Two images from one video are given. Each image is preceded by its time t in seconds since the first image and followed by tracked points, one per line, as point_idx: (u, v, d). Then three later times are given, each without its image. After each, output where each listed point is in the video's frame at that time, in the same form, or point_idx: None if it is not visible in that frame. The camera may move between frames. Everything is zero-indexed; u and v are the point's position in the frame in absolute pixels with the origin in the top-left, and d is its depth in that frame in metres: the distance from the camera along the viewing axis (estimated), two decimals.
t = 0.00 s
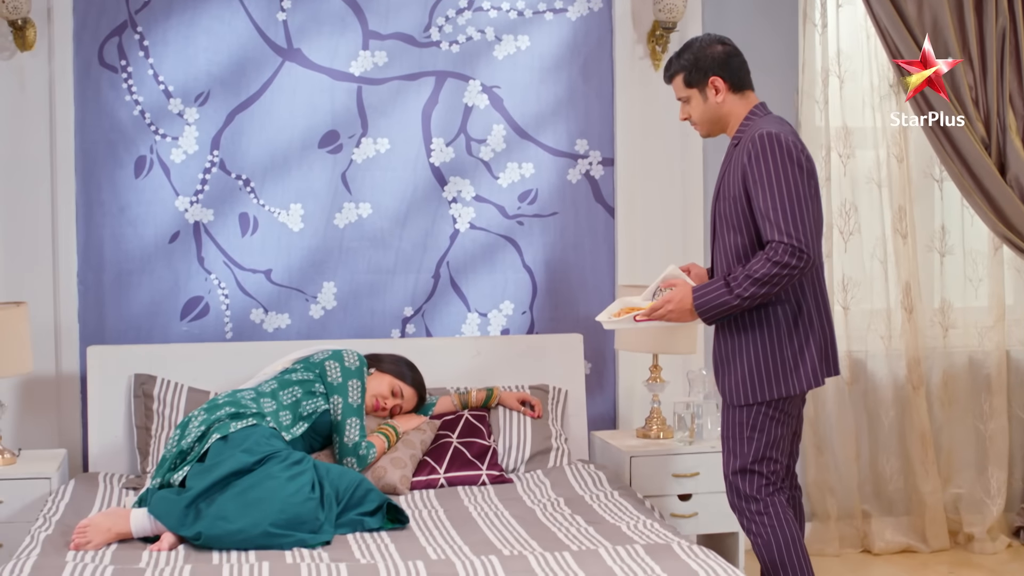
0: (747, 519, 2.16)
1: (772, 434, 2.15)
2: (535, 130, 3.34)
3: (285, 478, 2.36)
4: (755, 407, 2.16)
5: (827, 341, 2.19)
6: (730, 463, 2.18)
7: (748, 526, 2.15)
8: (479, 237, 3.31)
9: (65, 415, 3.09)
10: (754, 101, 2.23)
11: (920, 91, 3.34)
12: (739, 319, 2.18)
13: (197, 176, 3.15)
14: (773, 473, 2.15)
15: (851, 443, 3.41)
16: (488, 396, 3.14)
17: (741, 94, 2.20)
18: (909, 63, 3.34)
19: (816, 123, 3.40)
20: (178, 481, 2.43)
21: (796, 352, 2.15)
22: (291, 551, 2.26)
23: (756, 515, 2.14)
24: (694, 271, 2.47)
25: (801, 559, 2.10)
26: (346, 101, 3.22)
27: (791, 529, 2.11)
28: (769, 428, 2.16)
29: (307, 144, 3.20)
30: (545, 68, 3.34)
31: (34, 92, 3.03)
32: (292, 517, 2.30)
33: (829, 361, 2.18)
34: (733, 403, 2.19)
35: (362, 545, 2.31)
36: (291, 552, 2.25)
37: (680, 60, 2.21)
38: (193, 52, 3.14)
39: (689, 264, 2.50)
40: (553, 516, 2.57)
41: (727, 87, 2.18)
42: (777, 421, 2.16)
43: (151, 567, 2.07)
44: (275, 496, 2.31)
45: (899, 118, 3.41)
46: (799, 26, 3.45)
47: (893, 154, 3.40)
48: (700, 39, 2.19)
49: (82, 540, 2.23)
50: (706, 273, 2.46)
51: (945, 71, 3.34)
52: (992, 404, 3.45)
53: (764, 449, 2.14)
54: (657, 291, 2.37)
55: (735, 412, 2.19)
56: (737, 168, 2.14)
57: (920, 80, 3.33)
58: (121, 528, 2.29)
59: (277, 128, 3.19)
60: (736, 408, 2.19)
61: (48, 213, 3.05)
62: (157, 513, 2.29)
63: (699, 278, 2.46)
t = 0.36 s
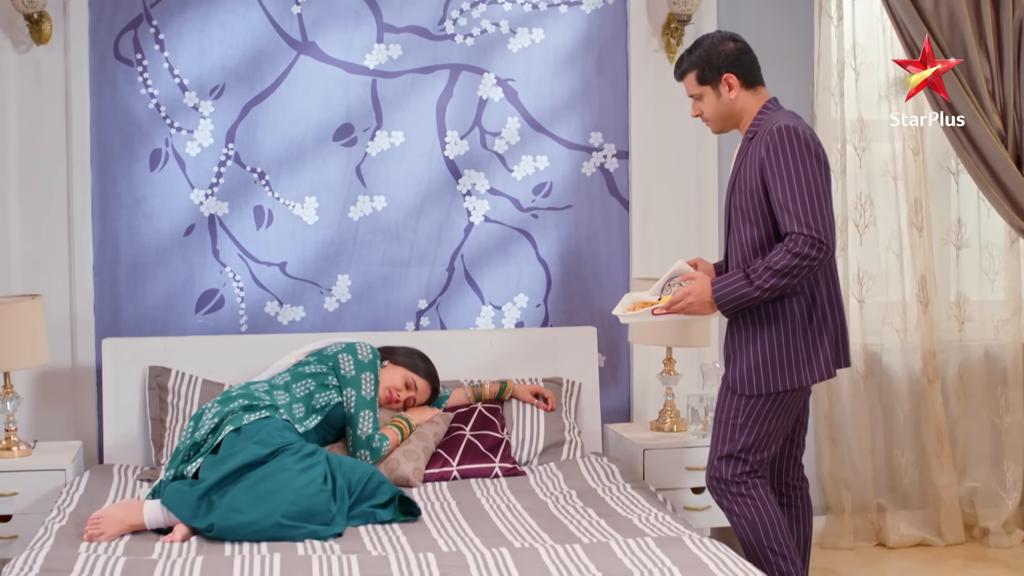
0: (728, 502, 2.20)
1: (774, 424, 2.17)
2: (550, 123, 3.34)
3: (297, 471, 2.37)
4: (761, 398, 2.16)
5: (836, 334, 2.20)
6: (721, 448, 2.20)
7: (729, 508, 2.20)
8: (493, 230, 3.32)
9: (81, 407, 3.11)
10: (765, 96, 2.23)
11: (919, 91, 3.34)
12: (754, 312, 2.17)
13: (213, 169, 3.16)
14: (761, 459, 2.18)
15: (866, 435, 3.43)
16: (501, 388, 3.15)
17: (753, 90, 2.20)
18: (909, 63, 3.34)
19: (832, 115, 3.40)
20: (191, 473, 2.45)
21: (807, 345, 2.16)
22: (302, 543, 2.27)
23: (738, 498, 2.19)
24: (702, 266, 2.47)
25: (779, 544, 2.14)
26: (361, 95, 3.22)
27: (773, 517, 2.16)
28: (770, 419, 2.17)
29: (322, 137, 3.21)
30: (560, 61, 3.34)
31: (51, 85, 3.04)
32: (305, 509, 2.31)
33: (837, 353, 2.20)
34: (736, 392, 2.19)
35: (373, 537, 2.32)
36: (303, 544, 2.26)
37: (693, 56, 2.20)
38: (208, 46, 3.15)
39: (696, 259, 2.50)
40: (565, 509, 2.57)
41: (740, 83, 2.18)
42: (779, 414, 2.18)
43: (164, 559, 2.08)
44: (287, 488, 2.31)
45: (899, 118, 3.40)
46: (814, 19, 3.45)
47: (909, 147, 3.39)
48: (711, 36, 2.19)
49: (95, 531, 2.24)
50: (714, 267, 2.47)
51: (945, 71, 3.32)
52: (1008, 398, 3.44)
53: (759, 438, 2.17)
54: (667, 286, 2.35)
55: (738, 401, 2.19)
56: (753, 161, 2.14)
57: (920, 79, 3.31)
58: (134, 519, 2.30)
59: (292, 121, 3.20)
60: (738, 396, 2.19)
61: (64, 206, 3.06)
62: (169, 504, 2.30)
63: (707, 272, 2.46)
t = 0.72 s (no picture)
0: (728, 498, 2.21)
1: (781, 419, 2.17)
2: (554, 118, 3.34)
3: (300, 465, 2.37)
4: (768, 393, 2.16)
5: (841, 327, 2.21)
6: (723, 444, 2.21)
7: (728, 505, 2.22)
8: (498, 225, 3.32)
9: (86, 402, 3.12)
10: (766, 91, 2.23)
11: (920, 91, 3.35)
12: (758, 306, 2.17)
13: (217, 165, 3.16)
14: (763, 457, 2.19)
15: (870, 431, 3.43)
16: (505, 383, 3.15)
17: (755, 86, 2.20)
18: (909, 63, 3.35)
19: (837, 111, 3.41)
20: (195, 468, 2.45)
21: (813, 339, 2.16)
22: (305, 537, 2.27)
23: (741, 494, 2.20)
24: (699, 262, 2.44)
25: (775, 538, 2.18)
26: (365, 90, 3.22)
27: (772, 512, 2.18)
28: (774, 416, 2.17)
29: (326, 133, 3.21)
30: (564, 56, 3.34)
31: (55, 80, 3.04)
32: (307, 503, 2.31)
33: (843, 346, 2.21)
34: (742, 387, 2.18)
35: (376, 532, 2.32)
36: (305, 538, 2.26)
37: (694, 54, 2.19)
38: (213, 41, 3.15)
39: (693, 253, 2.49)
40: (568, 504, 2.57)
41: (741, 81, 2.17)
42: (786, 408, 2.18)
43: (166, 553, 2.09)
44: (290, 482, 2.32)
45: (899, 117, 3.41)
46: (819, 15, 3.46)
47: (914, 142, 3.39)
48: (712, 33, 2.17)
49: (98, 525, 2.24)
50: (711, 263, 2.45)
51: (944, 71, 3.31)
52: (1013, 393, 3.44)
53: (762, 436, 2.17)
54: (663, 282, 2.33)
55: (743, 397, 2.19)
56: (755, 155, 2.14)
57: (920, 79, 3.32)
58: (137, 514, 2.30)
59: (296, 116, 3.19)
60: (742, 392, 2.19)
61: (68, 201, 3.06)
62: (172, 499, 2.30)
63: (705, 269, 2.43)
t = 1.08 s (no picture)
0: (739, 506, 2.22)
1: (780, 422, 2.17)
2: (560, 118, 3.34)
3: (305, 464, 2.37)
4: (763, 396, 2.17)
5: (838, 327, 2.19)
6: (729, 448, 2.23)
7: (739, 511, 2.22)
8: (503, 225, 3.32)
9: (92, 403, 3.12)
10: (764, 88, 2.23)
11: (920, 92, 3.36)
12: (752, 305, 2.18)
13: (223, 165, 3.16)
14: (769, 462, 2.18)
15: (877, 432, 3.43)
16: (510, 383, 3.15)
17: (753, 83, 2.19)
18: (909, 63, 3.37)
19: (843, 111, 3.40)
20: (200, 467, 2.46)
21: (806, 339, 2.15)
22: (309, 537, 2.27)
23: (751, 502, 2.20)
24: (698, 258, 2.47)
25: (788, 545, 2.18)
26: (371, 90, 3.23)
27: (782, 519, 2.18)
28: (771, 417, 2.17)
29: (332, 133, 3.21)
30: (570, 56, 3.34)
31: (62, 81, 3.04)
32: (311, 503, 2.31)
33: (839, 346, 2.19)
34: (740, 388, 2.20)
35: (381, 531, 2.32)
36: (310, 537, 2.26)
37: (692, 52, 2.17)
38: (219, 41, 3.15)
39: (693, 251, 2.51)
40: (572, 504, 2.58)
41: (740, 78, 2.16)
42: (783, 410, 2.17)
43: (172, 553, 2.09)
44: (295, 482, 2.32)
45: (899, 118, 3.41)
46: (826, 14, 3.46)
47: (920, 142, 3.39)
48: (710, 30, 2.16)
49: (103, 525, 2.25)
50: (711, 259, 2.46)
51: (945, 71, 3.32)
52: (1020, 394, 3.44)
53: (761, 438, 2.17)
54: (662, 278, 2.39)
55: (742, 401, 2.20)
56: (750, 152, 2.14)
57: (920, 79, 3.34)
58: (143, 514, 2.31)
59: (303, 116, 3.20)
60: (741, 394, 2.21)
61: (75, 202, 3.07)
62: (177, 498, 2.31)
63: (703, 264, 2.46)
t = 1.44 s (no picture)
0: (742, 508, 2.22)
1: (780, 425, 2.16)
2: (564, 118, 3.34)
3: (309, 464, 2.37)
4: (762, 398, 2.17)
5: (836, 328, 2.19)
6: (731, 450, 2.23)
7: (743, 514, 2.22)
8: (508, 225, 3.32)
9: (97, 402, 3.13)
10: (762, 87, 2.22)
11: (920, 92, 3.37)
12: (750, 306, 2.18)
13: (228, 165, 3.17)
14: (770, 465, 2.18)
15: (881, 433, 3.43)
16: (514, 383, 3.15)
17: (752, 82, 2.19)
18: (909, 63, 3.37)
19: (848, 111, 3.40)
20: (203, 467, 2.46)
21: (804, 341, 2.14)
22: (313, 537, 2.27)
23: (752, 505, 2.20)
24: (699, 256, 2.47)
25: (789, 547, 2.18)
26: (376, 90, 3.23)
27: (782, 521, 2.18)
28: (769, 419, 2.17)
29: (337, 133, 3.22)
30: (575, 57, 3.34)
31: (66, 81, 3.05)
32: (315, 503, 2.31)
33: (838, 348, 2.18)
34: (739, 391, 2.21)
35: (384, 531, 2.33)
36: (314, 537, 2.26)
37: (691, 51, 2.17)
38: (224, 41, 3.16)
39: (694, 250, 2.50)
40: (576, 505, 2.58)
41: (739, 78, 2.16)
42: (782, 412, 2.17)
43: (176, 552, 2.09)
44: (299, 482, 2.32)
45: (899, 118, 3.41)
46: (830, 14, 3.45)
47: (925, 142, 3.39)
48: (708, 29, 2.16)
49: (107, 525, 2.25)
50: (711, 258, 2.46)
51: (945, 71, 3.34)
52: None
53: (760, 440, 2.17)
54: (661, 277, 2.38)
55: (742, 403, 2.20)
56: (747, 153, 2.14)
57: (920, 79, 3.36)
58: (147, 513, 2.31)
59: (307, 116, 3.20)
60: (740, 396, 2.21)
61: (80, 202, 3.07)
62: (181, 498, 2.31)
63: (704, 263, 2.46)
